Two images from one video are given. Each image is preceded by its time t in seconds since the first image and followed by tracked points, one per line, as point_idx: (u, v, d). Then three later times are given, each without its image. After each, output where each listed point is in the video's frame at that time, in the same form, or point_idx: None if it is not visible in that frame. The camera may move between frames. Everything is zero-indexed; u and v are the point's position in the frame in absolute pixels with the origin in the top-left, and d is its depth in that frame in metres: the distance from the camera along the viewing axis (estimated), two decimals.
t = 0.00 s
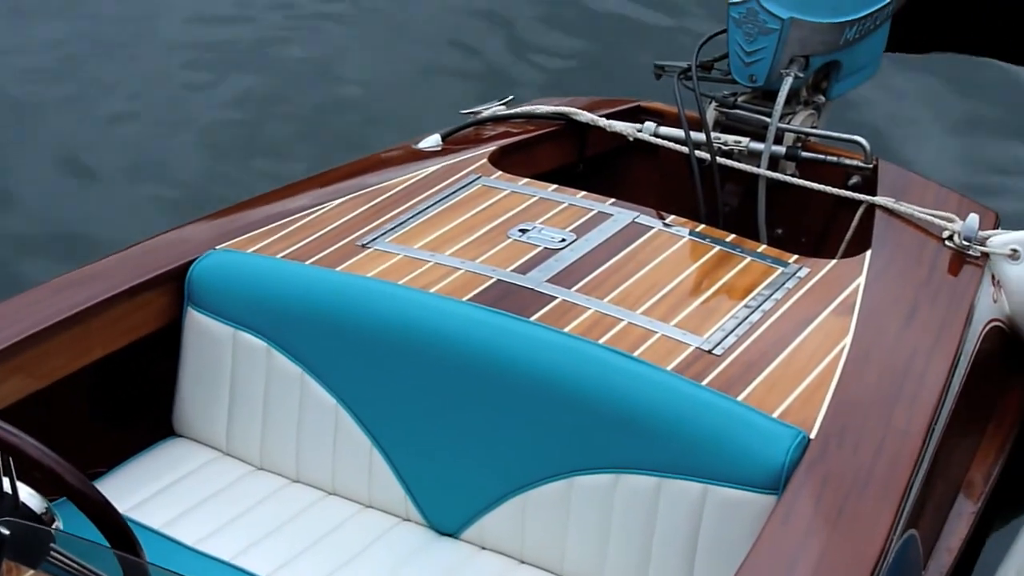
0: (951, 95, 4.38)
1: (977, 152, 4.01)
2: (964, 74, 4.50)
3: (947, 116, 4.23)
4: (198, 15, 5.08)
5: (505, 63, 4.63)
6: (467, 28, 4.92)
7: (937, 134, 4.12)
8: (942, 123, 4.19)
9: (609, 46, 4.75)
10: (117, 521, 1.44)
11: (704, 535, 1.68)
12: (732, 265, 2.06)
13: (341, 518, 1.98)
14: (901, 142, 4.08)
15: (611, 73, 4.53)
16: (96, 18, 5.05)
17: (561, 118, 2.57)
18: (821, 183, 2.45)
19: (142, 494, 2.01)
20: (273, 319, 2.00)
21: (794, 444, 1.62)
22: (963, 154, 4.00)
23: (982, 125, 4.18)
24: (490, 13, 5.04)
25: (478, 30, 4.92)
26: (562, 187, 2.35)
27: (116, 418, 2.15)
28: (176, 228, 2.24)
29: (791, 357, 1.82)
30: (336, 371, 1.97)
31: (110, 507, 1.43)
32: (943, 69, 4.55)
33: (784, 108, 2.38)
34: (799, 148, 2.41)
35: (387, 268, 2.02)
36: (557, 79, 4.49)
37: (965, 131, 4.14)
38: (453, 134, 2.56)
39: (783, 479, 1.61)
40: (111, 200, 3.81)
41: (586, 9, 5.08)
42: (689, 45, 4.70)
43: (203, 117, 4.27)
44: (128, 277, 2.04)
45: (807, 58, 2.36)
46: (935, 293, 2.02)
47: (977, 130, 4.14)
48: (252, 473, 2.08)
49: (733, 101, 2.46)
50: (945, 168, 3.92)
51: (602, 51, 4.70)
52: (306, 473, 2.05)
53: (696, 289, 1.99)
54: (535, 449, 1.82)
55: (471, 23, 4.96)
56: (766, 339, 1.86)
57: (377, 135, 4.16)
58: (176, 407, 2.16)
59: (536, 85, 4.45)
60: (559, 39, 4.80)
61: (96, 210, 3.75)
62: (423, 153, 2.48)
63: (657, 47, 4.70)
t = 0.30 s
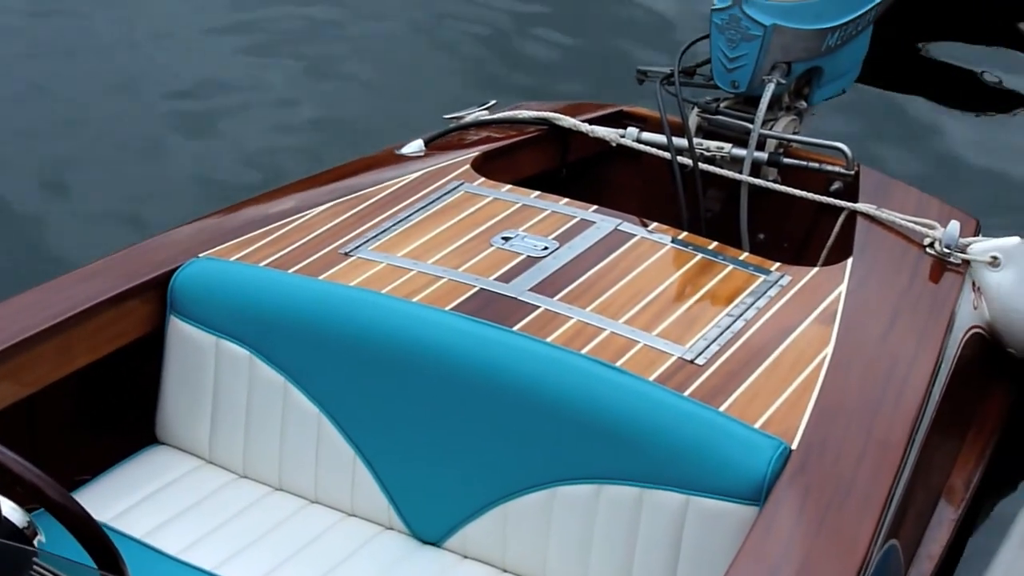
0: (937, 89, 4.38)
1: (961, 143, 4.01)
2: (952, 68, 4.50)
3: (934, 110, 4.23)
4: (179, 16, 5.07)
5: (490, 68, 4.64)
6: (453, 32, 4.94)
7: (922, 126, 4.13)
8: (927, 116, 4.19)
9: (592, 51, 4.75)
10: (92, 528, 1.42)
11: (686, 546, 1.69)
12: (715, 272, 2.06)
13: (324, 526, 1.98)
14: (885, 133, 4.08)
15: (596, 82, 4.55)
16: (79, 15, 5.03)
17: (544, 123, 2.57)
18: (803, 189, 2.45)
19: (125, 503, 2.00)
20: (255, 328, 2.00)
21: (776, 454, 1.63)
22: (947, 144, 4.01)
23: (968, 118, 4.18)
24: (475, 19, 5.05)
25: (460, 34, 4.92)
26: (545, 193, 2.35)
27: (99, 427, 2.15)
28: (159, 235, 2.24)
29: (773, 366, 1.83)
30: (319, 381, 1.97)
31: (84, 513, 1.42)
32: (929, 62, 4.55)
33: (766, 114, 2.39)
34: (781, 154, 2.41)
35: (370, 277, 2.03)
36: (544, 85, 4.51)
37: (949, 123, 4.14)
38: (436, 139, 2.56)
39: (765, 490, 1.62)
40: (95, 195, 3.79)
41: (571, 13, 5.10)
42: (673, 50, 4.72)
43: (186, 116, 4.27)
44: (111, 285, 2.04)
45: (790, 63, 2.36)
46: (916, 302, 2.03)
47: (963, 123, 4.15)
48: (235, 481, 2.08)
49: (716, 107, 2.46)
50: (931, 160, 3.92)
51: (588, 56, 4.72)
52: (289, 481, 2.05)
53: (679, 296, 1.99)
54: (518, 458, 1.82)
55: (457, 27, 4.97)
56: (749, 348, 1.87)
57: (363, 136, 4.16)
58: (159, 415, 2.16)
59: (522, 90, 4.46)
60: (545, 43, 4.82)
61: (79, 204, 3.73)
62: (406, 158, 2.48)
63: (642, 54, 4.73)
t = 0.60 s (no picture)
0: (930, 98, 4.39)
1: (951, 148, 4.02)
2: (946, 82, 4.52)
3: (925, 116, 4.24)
4: (174, 21, 5.08)
5: (482, 70, 4.63)
6: (448, 35, 4.94)
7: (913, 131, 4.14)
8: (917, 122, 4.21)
9: (585, 54, 4.76)
10: (80, 535, 1.42)
11: (674, 552, 1.69)
12: (704, 278, 2.06)
13: (312, 531, 1.98)
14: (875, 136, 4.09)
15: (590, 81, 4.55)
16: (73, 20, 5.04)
17: (534, 127, 2.58)
18: (792, 193, 2.45)
19: (113, 507, 2.00)
20: (244, 333, 2.00)
21: (764, 461, 1.63)
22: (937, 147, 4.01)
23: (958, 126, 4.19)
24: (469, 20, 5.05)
25: (453, 37, 4.92)
26: (534, 197, 2.35)
27: (88, 432, 2.15)
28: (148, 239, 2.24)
29: (761, 372, 1.83)
30: (308, 386, 1.97)
31: (72, 521, 1.41)
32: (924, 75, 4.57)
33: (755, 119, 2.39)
34: (771, 158, 2.42)
35: (359, 282, 2.02)
36: (536, 85, 4.50)
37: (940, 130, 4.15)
38: (426, 143, 2.56)
39: (753, 496, 1.62)
40: (82, 198, 3.79)
41: (566, 15, 5.09)
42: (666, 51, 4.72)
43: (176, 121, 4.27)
44: (99, 289, 2.04)
45: (779, 69, 2.37)
46: (904, 308, 2.03)
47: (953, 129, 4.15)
48: (223, 486, 2.08)
49: (705, 111, 2.46)
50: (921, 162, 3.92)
51: (581, 58, 4.72)
52: (278, 485, 2.05)
53: (668, 301, 2.00)
54: (506, 463, 1.82)
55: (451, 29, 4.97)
56: (738, 354, 1.87)
57: (352, 141, 4.17)
58: (148, 420, 2.16)
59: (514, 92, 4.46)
60: (538, 43, 4.81)
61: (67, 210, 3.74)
62: (397, 161, 2.48)
63: (635, 54, 4.73)
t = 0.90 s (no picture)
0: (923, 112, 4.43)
1: (944, 151, 4.03)
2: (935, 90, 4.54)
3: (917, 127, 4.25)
4: (165, 24, 5.08)
5: (474, 71, 4.63)
6: (440, 37, 4.93)
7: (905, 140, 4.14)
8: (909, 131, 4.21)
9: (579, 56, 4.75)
10: (72, 535, 1.43)
11: (665, 548, 1.68)
12: (694, 277, 2.06)
13: (303, 531, 1.98)
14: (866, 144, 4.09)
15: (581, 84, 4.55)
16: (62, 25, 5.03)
17: (524, 130, 2.58)
18: (782, 194, 2.46)
19: (104, 508, 2.00)
20: (233, 333, 2.00)
21: (753, 457, 1.63)
22: (928, 153, 4.02)
23: (948, 128, 4.20)
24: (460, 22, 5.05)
25: (447, 39, 4.91)
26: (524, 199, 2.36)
27: (78, 433, 2.15)
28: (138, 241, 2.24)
29: (751, 369, 1.83)
30: (298, 385, 1.97)
31: (64, 521, 1.42)
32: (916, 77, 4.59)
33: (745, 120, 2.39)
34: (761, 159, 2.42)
35: (349, 282, 2.02)
36: (528, 86, 4.50)
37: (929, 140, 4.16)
38: (416, 146, 2.57)
39: (743, 492, 1.62)
40: (74, 203, 3.78)
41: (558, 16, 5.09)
42: (657, 51, 4.72)
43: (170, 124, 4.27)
44: (89, 290, 2.04)
45: (769, 70, 2.38)
46: (893, 307, 2.03)
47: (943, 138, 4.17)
48: (214, 487, 2.08)
49: (695, 113, 2.47)
50: (913, 165, 3.92)
51: (574, 60, 4.72)
52: (268, 486, 2.05)
53: (659, 300, 2.00)
54: (497, 461, 1.82)
55: (441, 31, 4.97)
56: (727, 352, 1.87)
57: (344, 145, 4.18)
58: (138, 421, 2.15)
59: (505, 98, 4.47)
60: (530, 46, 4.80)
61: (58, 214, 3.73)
62: (387, 165, 2.48)
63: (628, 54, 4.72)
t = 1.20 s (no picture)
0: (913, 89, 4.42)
1: (932, 146, 4.02)
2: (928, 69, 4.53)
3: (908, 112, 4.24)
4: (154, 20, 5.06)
5: (466, 64, 4.60)
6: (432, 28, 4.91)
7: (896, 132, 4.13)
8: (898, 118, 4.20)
9: (571, 45, 4.73)
10: (64, 543, 1.44)
11: (655, 550, 1.69)
12: (682, 283, 2.07)
13: (293, 538, 1.98)
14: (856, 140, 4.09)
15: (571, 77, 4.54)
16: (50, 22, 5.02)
17: (512, 139, 2.58)
18: (771, 202, 2.46)
19: (93, 517, 2.00)
20: (222, 341, 2.00)
21: (743, 459, 1.64)
22: (916, 149, 4.02)
23: (940, 120, 4.19)
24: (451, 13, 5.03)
25: (438, 30, 4.89)
26: (512, 207, 2.36)
27: (65, 441, 2.15)
28: (127, 251, 2.24)
29: (740, 374, 1.83)
30: (287, 393, 1.97)
31: (56, 528, 1.43)
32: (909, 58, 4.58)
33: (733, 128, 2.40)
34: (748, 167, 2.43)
35: (338, 289, 2.03)
36: (520, 79, 4.48)
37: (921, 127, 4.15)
38: (405, 156, 2.57)
39: (732, 495, 1.62)
40: (63, 206, 3.77)
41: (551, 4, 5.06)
42: (650, 42, 4.70)
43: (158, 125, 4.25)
44: (78, 300, 2.04)
45: (756, 78, 2.39)
46: (881, 312, 2.03)
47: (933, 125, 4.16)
48: (204, 495, 2.08)
49: (683, 121, 2.48)
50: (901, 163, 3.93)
51: (567, 48, 4.69)
52: (259, 493, 2.05)
53: (647, 306, 2.00)
54: (487, 466, 1.82)
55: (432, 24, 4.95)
56: (716, 356, 1.87)
57: (334, 138, 4.16)
58: (127, 430, 2.15)
59: (493, 87, 4.46)
60: (523, 38, 4.78)
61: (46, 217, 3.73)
62: (375, 175, 2.49)
63: (620, 43, 4.70)
